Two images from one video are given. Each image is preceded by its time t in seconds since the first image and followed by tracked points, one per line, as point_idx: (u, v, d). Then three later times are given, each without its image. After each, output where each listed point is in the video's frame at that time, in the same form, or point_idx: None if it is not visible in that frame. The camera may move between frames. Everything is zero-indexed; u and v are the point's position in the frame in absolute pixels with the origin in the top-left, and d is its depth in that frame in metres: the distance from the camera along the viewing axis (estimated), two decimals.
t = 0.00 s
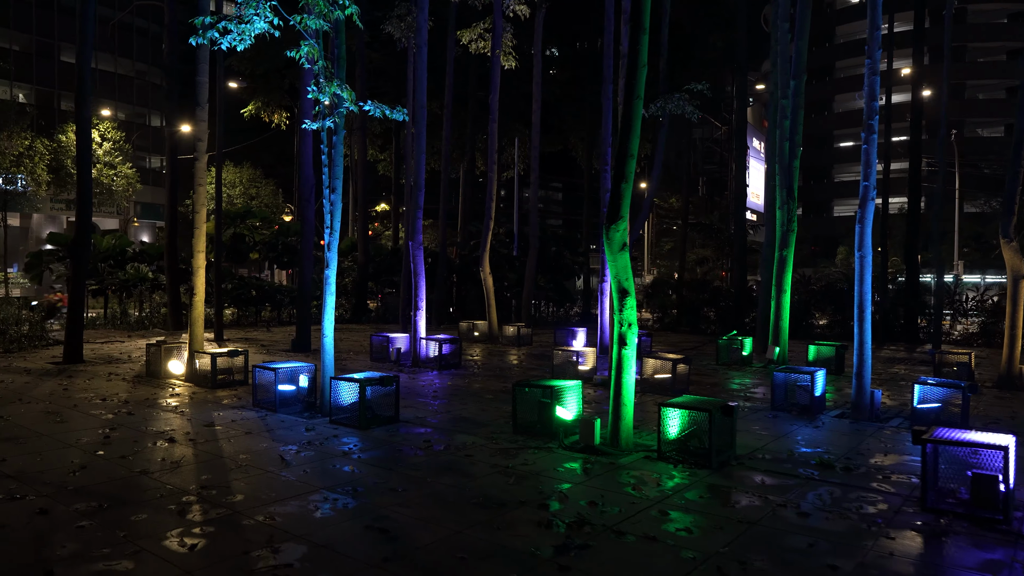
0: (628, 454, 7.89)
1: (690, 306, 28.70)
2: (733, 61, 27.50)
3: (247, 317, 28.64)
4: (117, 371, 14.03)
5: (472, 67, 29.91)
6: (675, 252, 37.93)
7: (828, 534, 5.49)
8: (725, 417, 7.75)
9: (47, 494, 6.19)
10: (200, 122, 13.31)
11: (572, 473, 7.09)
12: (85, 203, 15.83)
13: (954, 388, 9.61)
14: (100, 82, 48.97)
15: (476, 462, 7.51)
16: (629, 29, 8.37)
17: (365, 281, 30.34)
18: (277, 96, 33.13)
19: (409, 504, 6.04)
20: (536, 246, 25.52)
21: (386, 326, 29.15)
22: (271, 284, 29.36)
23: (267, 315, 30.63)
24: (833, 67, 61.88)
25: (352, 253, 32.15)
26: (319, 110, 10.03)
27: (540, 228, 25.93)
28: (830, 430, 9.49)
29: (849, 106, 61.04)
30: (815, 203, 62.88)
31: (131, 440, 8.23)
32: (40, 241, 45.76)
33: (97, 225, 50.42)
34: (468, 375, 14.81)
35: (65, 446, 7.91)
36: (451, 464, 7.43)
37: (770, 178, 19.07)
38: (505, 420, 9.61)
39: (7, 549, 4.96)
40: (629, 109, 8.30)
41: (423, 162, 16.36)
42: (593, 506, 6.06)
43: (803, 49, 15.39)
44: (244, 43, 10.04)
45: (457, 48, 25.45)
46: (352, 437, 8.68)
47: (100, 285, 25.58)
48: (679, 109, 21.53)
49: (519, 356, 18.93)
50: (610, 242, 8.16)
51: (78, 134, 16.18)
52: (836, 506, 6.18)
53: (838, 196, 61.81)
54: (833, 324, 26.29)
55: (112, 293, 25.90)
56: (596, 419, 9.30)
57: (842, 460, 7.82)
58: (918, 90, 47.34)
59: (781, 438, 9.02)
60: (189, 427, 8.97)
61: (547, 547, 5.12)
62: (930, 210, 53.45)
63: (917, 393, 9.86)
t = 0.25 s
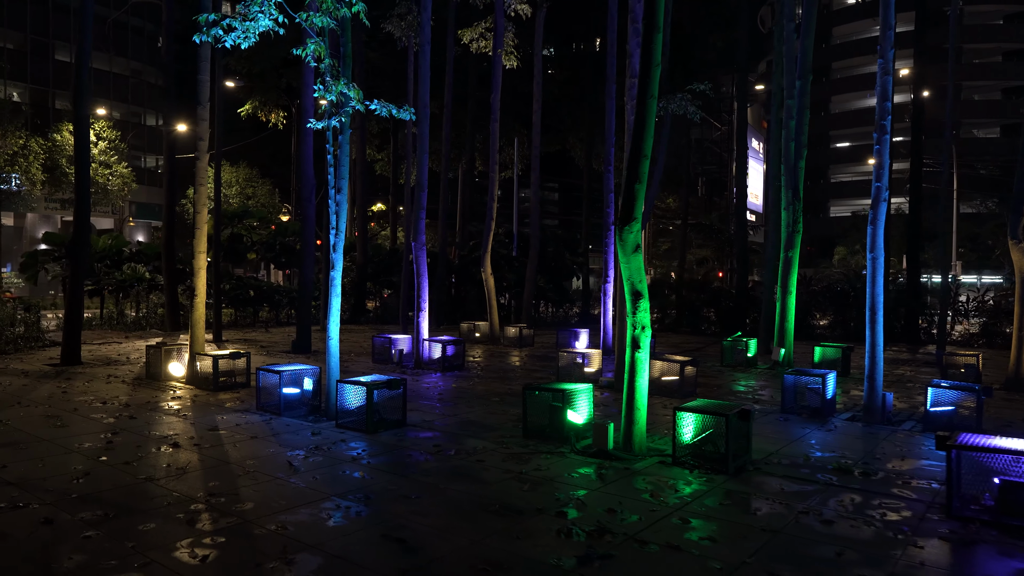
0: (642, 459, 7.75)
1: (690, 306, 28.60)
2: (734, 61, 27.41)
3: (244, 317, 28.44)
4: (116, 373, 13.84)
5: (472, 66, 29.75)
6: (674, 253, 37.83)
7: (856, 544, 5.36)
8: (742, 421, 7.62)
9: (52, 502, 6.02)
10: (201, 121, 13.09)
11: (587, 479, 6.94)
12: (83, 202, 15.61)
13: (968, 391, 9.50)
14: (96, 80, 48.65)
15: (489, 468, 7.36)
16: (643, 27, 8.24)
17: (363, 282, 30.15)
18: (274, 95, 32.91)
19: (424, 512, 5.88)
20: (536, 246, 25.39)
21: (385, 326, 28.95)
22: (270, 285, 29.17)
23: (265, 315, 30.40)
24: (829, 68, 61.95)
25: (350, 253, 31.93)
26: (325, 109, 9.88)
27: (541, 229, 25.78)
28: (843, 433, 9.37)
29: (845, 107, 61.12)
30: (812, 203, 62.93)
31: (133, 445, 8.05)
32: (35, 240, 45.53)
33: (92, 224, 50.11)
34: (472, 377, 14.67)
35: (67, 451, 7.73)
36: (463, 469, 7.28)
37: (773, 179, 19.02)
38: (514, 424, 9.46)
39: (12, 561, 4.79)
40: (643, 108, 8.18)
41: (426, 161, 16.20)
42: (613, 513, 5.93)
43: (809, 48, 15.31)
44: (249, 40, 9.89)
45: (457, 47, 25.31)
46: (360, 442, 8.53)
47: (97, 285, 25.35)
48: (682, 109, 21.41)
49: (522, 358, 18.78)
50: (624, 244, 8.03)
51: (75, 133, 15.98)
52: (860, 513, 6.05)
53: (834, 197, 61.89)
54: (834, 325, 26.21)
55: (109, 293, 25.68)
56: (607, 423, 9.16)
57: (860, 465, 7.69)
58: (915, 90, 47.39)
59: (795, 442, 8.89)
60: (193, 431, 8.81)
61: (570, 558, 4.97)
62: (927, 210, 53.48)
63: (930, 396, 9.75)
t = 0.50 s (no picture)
0: (658, 463, 7.57)
1: (693, 306, 28.43)
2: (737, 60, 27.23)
3: (244, 317, 28.22)
4: (117, 374, 13.62)
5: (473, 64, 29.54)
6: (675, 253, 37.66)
7: (888, 551, 5.18)
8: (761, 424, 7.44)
9: (54, 508, 5.83)
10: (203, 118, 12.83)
11: (603, 483, 6.76)
12: (83, 201, 15.39)
13: (986, 392, 9.34)
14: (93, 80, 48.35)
15: (503, 471, 7.16)
16: (658, 21, 8.06)
17: (364, 282, 29.92)
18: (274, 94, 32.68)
19: (439, 519, 5.69)
20: (539, 246, 25.20)
21: (386, 327, 28.73)
22: (270, 285, 28.98)
23: (264, 315, 30.16)
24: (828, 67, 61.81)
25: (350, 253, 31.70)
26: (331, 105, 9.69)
27: (543, 229, 25.59)
28: (860, 435, 9.20)
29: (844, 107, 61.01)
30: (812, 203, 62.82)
31: (137, 449, 7.86)
32: (32, 240, 45.19)
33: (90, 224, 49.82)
34: (478, 378, 14.47)
35: (69, 455, 7.53)
36: (476, 473, 7.10)
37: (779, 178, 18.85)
38: (525, 426, 9.28)
39: (14, 571, 4.60)
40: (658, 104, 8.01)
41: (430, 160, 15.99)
42: (635, 519, 5.75)
43: (817, 45, 15.14)
44: (254, 35, 9.70)
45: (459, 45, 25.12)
46: (368, 444, 8.35)
47: (96, 285, 25.11)
48: (686, 107, 21.23)
49: (526, 358, 18.59)
50: (639, 242, 7.86)
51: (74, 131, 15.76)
52: (889, 519, 5.86)
53: (834, 197, 61.83)
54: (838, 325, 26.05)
55: (107, 293, 25.44)
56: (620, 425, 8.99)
57: (882, 468, 7.52)
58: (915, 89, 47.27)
59: (812, 444, 8.72)
60: (198, 434, 8.62)
61: (595, 568, 4.79)
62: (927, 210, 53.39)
63: (947, 397, 9.58)
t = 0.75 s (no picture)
0: (678, 468, 7.35)
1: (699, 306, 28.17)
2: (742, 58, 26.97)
3: (246, 318, 28.01)
4: (119, 376, 13.40)
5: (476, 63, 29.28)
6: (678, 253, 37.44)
7: (927, 562, 4.96)
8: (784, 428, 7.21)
9: (56, 517, 5.61)
10: (205, 115, 12.53)
11: (624, 490, 6.54)
12: (84, 201, 15.16)
13: (1009, 394, 9.12)
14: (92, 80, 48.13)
15: (519, 477, 6.93)
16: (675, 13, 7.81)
17: (366, 282, 29.71)
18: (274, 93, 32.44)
19: (457, 528, 5.46)
20: (543, 246, 24.98)
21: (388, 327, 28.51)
22: (271, 285, 28.76)
23: (266, 316, 29.93)
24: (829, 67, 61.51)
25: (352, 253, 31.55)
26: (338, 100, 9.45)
27: (548, 228, 25.37)
28: (881, 438, 8.98)
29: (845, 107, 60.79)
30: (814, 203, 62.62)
31: (140, 453, 7.64)
32: (32, 240, 44.95)
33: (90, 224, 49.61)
34: (485, 380, 14.25)
35: (71, 460, 7.30)
36: (491, 478, 6.88)
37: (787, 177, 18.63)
38: (537, 429, 9.05)
39: None
40: (676, 98, 7.75)
41: (436, 158, 15.75)
42: (660, 528, 5.53)
43: (828, 41, 14.92)
44: (259, 30, 9.49)
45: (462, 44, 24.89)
46: (378, 449, 8.12)
47: (96, 286, 24.88)
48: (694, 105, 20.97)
49: (532, 359, 18.38)
50: (657, 241, 7.64)
51: (74, 129, 15.53)
52: (926, 529, 5.63)
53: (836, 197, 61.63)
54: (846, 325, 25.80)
55: (108, 293, 25.22)
56: (635, 428, 8.78)
57: (908, 473, 7.30)
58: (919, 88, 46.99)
59: (833, 447, 8.50)
60: (203, 438, 8.40)
61: None
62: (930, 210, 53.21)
63: (969, 399, 9.37)
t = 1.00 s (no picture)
0: (704, 475, 7.13)
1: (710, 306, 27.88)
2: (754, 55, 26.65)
3: (254, 318, 27.87)
4: (128, 377, 13.24)
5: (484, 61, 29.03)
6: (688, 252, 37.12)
7: None
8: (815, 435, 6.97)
9: (67, 528, 5.43)
10: (216, 112, 12.35)
11: (651, 499, 6.32)
12: (93, 200, 15.01)
13: None
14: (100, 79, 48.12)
15: (542, 485, 6.72)
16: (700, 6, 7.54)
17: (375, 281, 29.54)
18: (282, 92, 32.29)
19: (481, 541, 5.24)
20: (554, 246, 24.74)
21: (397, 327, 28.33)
22: (279, 285, 28.63)
23: (274, 316, 29.79)
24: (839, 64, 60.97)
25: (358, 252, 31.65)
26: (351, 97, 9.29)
27: (558, 228, 25.14)
28: (909, 444, 8.73)
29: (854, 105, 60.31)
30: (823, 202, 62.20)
31: (152, 459, 7.46)
32: (40, 240, 44.98)
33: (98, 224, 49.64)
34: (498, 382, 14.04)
35: (81, 467, 7.13)
36: (512, 487, 6.66)
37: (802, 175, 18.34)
38: (556, 433, 8.84)
39: None
40: (702, 94, 7.48)
41: (448, 157, 15.53)
42: (692, 542, 5.31)
43: (846, 37, 14.61)
44: (271, 25, 9.30)
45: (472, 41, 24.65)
46: (394, 454, 7.92)
47: (104, 285, 24.78)
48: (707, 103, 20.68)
49: (544, 360, 18.17)
50: (682, 241, 7.40)
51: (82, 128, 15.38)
52: (971, 543, 5.39)
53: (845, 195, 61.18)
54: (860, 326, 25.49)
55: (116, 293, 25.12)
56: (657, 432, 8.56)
57: (943, 482, 7.06)
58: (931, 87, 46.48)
59: (862, 453, 8.26)
60: (215, 443, 8.22)
61: None
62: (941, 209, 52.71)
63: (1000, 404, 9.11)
